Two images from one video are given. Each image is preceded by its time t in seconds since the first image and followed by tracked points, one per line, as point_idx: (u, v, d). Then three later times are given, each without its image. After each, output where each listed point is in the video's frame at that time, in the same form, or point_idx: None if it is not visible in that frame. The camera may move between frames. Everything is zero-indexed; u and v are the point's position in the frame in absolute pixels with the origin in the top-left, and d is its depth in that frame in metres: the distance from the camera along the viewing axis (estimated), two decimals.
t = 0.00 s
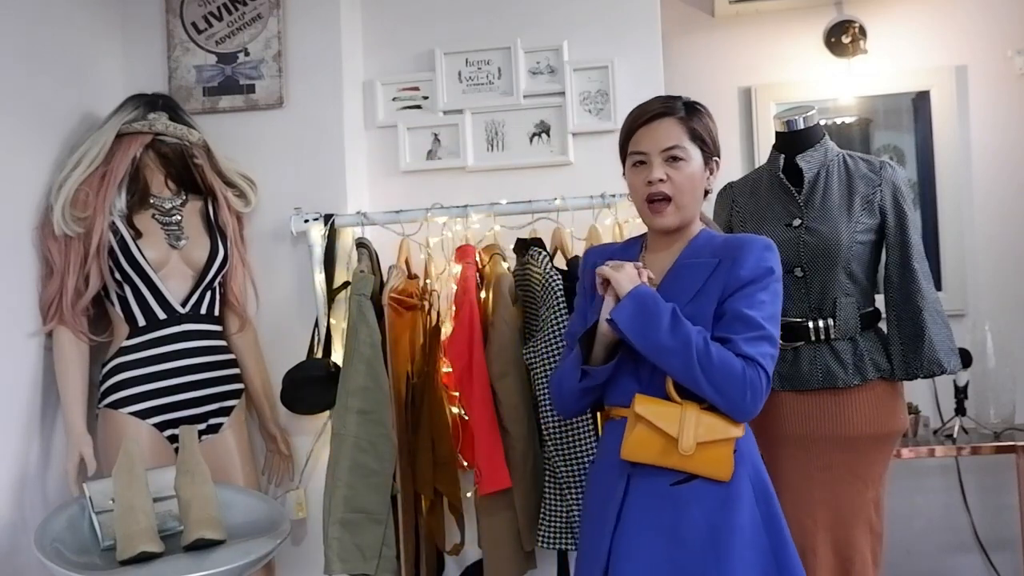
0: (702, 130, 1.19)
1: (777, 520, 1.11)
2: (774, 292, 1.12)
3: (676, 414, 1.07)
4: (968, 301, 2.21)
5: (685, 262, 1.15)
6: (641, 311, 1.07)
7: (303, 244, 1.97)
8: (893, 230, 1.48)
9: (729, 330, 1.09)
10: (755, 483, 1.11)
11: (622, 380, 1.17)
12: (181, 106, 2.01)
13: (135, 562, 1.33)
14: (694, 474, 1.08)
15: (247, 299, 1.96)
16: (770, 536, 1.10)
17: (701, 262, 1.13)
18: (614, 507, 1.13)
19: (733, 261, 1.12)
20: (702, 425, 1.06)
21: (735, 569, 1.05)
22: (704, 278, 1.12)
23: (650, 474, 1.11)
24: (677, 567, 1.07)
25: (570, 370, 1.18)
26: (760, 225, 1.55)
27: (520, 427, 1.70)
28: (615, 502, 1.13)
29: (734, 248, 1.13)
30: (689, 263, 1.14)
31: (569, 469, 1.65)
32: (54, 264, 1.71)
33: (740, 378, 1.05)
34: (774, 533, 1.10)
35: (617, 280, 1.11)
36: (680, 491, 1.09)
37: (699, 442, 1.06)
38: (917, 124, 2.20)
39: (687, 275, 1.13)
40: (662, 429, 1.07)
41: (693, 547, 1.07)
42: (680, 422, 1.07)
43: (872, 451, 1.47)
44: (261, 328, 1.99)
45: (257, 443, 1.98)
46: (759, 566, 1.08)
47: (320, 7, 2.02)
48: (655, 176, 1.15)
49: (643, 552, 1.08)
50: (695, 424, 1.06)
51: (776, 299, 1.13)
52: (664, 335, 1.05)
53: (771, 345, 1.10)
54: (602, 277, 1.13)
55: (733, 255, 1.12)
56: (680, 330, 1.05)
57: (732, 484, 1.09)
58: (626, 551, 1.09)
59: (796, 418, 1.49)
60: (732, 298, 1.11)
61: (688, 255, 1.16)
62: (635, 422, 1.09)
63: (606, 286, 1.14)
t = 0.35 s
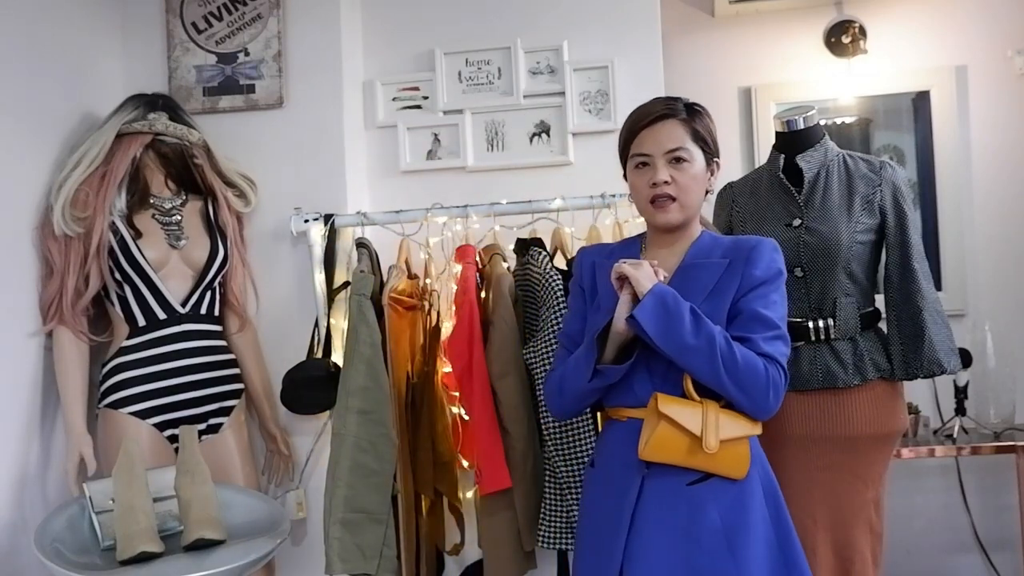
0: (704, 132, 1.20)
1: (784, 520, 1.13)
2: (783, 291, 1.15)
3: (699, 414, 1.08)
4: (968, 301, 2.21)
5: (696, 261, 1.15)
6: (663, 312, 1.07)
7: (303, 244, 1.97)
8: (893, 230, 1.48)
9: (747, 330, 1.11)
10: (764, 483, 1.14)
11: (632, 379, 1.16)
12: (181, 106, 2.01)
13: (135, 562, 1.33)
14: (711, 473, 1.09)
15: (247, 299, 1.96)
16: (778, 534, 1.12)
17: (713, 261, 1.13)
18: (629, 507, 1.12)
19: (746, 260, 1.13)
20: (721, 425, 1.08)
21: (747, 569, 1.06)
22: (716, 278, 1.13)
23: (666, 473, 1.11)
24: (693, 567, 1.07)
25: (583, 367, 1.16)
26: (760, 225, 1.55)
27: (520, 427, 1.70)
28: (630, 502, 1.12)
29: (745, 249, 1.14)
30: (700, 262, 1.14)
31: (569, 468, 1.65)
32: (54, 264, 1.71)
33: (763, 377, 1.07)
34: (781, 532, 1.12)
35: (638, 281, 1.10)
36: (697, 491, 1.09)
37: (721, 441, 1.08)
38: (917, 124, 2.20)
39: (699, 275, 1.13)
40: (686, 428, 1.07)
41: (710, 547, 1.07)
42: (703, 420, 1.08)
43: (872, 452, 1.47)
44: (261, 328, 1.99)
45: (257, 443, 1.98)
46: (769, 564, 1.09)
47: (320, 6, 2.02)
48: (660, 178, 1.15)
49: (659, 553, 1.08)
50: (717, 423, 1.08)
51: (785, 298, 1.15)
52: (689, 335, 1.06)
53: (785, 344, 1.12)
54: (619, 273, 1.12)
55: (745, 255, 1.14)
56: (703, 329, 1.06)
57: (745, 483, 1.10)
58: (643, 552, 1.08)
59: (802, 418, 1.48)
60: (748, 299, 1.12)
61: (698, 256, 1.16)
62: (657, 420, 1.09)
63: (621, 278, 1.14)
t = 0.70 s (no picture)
0: (704, 131, 1.20)
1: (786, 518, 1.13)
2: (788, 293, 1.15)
3: (706, 416, 1.08)
4: (968, 301, 2.21)
5: (701, 263, 1.15)
6: (673, 317, 1.07)
7: (303, 244, 1.97)
8: (892, 229, 1.48)
9: (755, 333, 1.11)
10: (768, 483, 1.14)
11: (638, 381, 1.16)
12: (181, 106, 2.01)
13: (136, 562, 1.33)
14: (717, 475, 1.09)
15: (247, 299, 1.96)
16: (782, 534, 1.12)
17: (719, 264, 1.13)
18: (633, 509, 1.12)
19: (751, 262, 1.13)
20: (727, 428, 1.08)
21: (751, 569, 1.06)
22: (722, 280, 1.13)
23: (672, 475, 1.11)
24: (699, 569, 1.07)
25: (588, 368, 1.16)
26: (760, 225, 1.55)
27: (520, 427, 1.70)
28: (634, 503, 1.12)
29: (751, 251, 1.14)
30: (706, 264, 1.14)
31: (569, 469, 1.65)
32: (54, 264, 1.71)
33: (774, 383, 1.08)
34: (785, 530, 1.12)
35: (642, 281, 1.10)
36: (702, 493, 1.09)
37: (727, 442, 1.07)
38: (917, 124, 2.20)
39: (705, 278, 1.13)
40: (694, 431, 1.07)
41: (715, 549, 1.07)
42: (710, 423, 1.07)
43: (872, 452, 1.47)
44: (261, 328, 1.99)
45: (257, 443, 1.98)
46: (773, 564, 1.09)
47: (320, 6, 2.02)
48: (661, 178, 1.15)
49: (664, 555, 1.08)
50: (723, 425, 1.07)
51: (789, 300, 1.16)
52: (700, 340, 1.06)
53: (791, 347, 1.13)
54: (624, 278, 1.12)
55: (750, 257, 1.14)
56: (714, 333, 1.06)
57: (750, 485, 1.10)
58: (649, 553, 1.08)
59: (804, 419, 1.48)
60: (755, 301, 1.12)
61: (704, 258, 1.16)
62: (665, 422, 1.08)
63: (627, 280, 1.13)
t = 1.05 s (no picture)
0: (704, 129, 1.20)
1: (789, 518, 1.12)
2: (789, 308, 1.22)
3: (698, 414, 1.08)
4: (968, 301, 2.21)
5: (705, 265, 1.15)
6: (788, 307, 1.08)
7: (303, 244, 1.97)
8: (892, 230, 1.48)
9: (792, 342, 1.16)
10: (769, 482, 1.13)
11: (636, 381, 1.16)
12: (181, 106, 2.01)
13: (136, 562, 1.33)
14: (714, 474, 1.09)
15: (248, 299, 1.96)
16: (784, 532, 1.12)
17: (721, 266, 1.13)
18: (633, 509, 1.12)
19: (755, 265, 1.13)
20: (721, 426, 1.08)
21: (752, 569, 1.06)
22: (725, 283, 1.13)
23: (669, 475, 1.12)
24: (699, 568, 1.07)
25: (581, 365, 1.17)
26: (761, 225, 1.56)
27: (520, 427, 1.70)
28: (634, 503, 1.12)
29: (754, 255, 1.14)
30: (709, 266, 1.14)
31: (569, 468, 1.65)
32: (54, 264, 1.71)
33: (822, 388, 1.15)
34: (787, 530, 1.12)
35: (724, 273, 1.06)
36: (701, 492, 1.09)
37: (720, 440, 1.08)
38: (917, 124, 2.20)
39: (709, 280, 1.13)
40: (684, 430, 1.08)
41: (715, 548, 1.07)
42: (702, 421, 1.08)
43: (872, 453, 1.47)
44: (261, 328, 1.99)
45: (257, 443, 1.98)
46: (775, 563, 1.09)
47: (320, 6, 2.02)
48: (659, 174, 1.16)
49: (663, 554, 1.08)
50: (716, 423, 1.08)
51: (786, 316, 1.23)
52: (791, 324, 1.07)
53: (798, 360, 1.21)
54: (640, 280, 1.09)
55: (753, 261, 1.13)
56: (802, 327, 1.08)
57: (750, 483, 1.10)
58: (649, 553, 1.09)
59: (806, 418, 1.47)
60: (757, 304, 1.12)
61: (707, 260, 1.16)
62: (656, 423, 1.09)
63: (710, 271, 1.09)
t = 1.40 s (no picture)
0: (699, 127, 1.20)
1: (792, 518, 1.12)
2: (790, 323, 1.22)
3: (697, 413, 1.08)
4: (968, 301, 2.21)
5: (708, 267, 1.15)
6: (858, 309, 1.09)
7: (303, 244, 1.97)
8: (892, 230, 1.48)
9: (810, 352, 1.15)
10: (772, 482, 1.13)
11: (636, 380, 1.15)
12: (181, 106, 2.01)
13: (136, 563, 1.33)
14: (716, 472, 1.09)
15: (248, 299, 1.96)
16: (787, 530, 1.11)
17: (725, 269, 1.13)
18: (635, 508, 1.12)
19: (759, 270, 1.13)
20: (721, 424, 1.08)
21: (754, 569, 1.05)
22: (728, 286, 1.13)
23: (671, 474, 1.12)
24: (702, 567, 1.07)
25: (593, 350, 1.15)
26: (761, 225, 1.56)
27: (520, 428, 1.70)
28: (636, 503, 1.12)
29: (759, 260, 1.14)
30: (712, 268, 1.14)
31: (569, 468, 1.65)
32: (54, 264, 1.71)
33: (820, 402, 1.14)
34: (790, 528, 1.11)
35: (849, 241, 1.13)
36: (703, 490, 1.10)
37: (722, 438, 1.07)
38: (917, 124, 2.20)
39: (711, 283, 1.13)
40: (684, 429, 1.07)
41: (718, 547, 1.07)
42: (702, 419, 1.07)
43: (872, 452, 1.47)
44: (261, 328, 1.98)
45: (257, 443, 1.98)
46: (778, 561, 1.09)
47: (320, 6, 2.01)
48: (655, 174, 1.16)
49: (665, 553, 1.09)
50: (717, 421, 1.07)
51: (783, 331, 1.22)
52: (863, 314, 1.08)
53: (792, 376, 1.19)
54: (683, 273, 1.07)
55: (757, 266, 1.13)
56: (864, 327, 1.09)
57: (753, 481, 1.10)
58: (651, 552, 1.09)
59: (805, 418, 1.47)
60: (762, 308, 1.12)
61: (708, 262, 1.16)
62: (657, 423, 1.09)
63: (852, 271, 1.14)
